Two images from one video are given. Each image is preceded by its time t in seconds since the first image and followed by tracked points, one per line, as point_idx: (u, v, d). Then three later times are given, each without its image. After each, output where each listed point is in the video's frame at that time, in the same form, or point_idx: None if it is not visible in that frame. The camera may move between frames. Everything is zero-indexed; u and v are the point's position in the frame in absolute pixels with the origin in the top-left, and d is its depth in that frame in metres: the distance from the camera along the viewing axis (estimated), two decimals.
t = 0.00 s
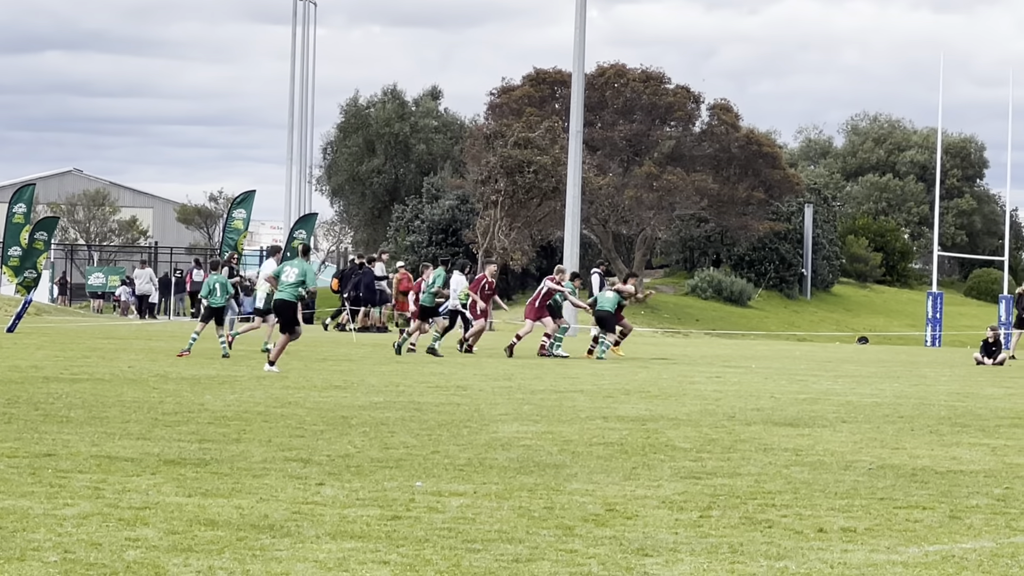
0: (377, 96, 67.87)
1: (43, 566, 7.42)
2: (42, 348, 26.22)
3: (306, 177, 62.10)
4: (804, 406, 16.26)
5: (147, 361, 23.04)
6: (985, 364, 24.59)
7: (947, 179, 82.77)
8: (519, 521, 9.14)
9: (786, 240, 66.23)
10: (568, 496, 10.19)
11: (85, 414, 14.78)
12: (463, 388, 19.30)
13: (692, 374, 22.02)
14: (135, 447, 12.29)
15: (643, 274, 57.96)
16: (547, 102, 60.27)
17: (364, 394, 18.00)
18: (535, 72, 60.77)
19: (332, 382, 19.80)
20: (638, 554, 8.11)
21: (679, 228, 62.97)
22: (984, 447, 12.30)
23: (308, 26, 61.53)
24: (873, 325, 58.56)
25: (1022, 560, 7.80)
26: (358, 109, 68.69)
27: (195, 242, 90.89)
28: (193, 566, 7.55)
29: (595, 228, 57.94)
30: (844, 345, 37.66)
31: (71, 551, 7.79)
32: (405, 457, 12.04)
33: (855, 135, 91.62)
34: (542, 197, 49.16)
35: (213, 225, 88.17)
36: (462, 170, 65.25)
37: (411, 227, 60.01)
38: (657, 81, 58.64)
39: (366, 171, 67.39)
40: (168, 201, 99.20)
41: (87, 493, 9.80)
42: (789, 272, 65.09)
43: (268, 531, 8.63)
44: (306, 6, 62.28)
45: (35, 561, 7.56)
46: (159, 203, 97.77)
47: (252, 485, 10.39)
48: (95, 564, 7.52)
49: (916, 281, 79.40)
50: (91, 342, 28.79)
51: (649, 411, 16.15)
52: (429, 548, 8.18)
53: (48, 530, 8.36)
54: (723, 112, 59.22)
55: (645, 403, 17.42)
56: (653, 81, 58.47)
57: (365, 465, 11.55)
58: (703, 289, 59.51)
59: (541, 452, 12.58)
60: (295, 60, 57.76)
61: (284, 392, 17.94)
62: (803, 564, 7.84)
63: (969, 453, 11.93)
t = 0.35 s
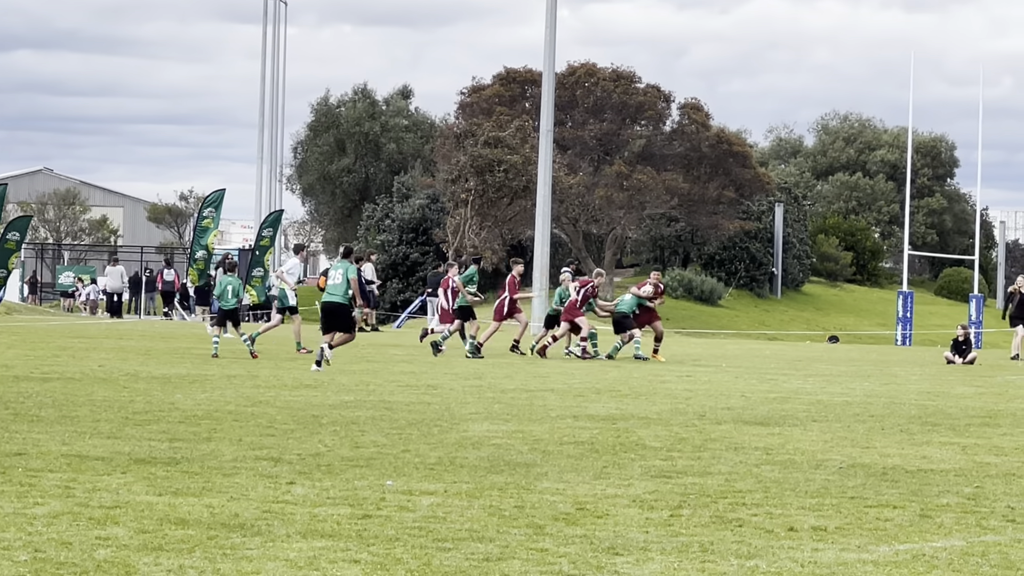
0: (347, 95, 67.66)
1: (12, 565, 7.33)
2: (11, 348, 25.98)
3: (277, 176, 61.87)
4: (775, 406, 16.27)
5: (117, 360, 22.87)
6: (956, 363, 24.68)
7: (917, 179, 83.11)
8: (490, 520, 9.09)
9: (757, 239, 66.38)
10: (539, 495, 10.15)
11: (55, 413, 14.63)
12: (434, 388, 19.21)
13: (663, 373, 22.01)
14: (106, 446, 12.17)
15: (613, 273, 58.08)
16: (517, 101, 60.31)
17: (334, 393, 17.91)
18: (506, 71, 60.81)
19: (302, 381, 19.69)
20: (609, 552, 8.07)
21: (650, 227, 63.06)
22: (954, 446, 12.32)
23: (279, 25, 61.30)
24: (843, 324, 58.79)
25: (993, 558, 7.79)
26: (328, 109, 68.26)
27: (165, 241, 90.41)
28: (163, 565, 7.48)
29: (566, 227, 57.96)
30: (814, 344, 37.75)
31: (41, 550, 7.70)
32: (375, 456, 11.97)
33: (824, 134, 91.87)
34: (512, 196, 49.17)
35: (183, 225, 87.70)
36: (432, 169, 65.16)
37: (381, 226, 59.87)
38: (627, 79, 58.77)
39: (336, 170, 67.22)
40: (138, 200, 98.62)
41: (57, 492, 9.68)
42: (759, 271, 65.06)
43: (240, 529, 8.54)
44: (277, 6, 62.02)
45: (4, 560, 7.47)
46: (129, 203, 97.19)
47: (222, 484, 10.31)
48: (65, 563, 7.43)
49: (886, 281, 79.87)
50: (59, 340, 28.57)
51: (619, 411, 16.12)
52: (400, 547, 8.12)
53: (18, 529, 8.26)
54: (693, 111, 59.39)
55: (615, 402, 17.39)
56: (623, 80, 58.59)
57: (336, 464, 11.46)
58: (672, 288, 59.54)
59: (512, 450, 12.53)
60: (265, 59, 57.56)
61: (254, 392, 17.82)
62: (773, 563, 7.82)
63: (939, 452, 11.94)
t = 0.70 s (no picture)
0: (317, 94, 67.36)
1: None
2: None
3: (246, 175, 61.57)
4: (744, 404, 16.26)
5: (86, 360, 22.66)
6: (925, 362, 24.77)
7: (886, 177, 83.50)
8: (458, 518, 9.02)
9: (726, 238, 66.57)
10: (508, 493, 10.09)
11: (23, 412, 14.48)
12: (403, 386, 19.15)
13: (633, 372, 21.99)
14: (75, 445, 12.04)
15: (583, 272, 58.17)
16: (486, 100, 60.24)
17: (304, 392, 17.79)
18: (475, 70, 60.70)
19: (272, 380, 19.57)
20: (577, 551, 8.03)
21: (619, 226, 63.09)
22: (924, 445, 12.32)
23: (248, 23, 60.94)
24: (812, 323, 59.03)
25: (962, 556, 7.77)
26: (297, 107, 67.68)
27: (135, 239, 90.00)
28: (133, 564, 7.40)
29: (535, 226, 57.95)
30: (783, 343, 37.84)
31: (10, 549, 7.60)
32: (345, 455, 11.89)
33: (794, 133, 92.15)
34: (481, 195, 49.07)
35: (152, 223, 87.28)
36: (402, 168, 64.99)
37: (351, 225, 59.63)
38: (597, 79, 58.70)
39: (305, 169, 66.98)
40: (108, 199, 98.09)
41: (25, 491, 9.56)
42: (729, 270, 65.22)
43: (209, 528, 8.45)
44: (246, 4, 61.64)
45: None
46: (98, 201, 96.65)
47: (191, 483, 10.20)
48: (34, 562, 7.35)
49: (856, 280, 80.27)
50: (29, 340, 28.35)
51: (589, 410, 16.08)
52: (369, 546, 8.05)
53: None
54: (663, 110, 59.46)
55: (584, 400, 17.32)
56: (592, 79, 58.54)
57: (305, 462, 11.37)
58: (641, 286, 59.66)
59: (481, 449, 12.47)
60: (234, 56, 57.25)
61: (224, 391, 17.68)
62: (743, 561, 7.78)
63: (908, 451, 11.95)
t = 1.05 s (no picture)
0: (286, 92, 67.09)
1: None
2: None
3: (216, 173, 61.24)
4: (714, 403, 16.26)
5: (54, 358, 22.46)
6: (895, 360, 24.85)
7: (857, 175, 83.92)
8: (429, 517, 8.95)
9: (696, 236, 66.75)
10: (478, 492, 10.04)
11: None
12: (373, 384, 19.08)
13: (603, 370, 21.98)
14: (43, 444, 11.90)
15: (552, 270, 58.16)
16: (456, 98, 60.16)
17: (273, 390, 17.67)
18: (444, 68, 60.64)
19: (242, 379, 19.44)
20: (548, 550, 7.98)
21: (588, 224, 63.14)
22: (893, 443, 12.34)
23: (218, 21, 60.66)
24: (782, 321, 59.23)
25: (932, 555, 7.75)
26: (267, 105, 67.52)
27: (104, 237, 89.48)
28: (103, 563, 7.31)
29: (505, 223, 58.00)
30: (754, 341, 37.90)
31: None
32: (315, 453, 11.79)
33: (764, 131, 92.48)
34: (451, 193, 48.94)
35: (122, 222, 86.85)
36: (372, 166, 64.85)
37: (320, 223, 59.41)
38: (566, 77, 58.74)
39: (276, 167, 66.66)
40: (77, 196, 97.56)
41: None
42: (698, 268, 65.44)
43: (178, 527, 8.35)
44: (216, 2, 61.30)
45: None
46: (68, 199, 96.08)
47: (161, 481, 10.10)
48: (2, 561, 7.26)
49: (825, 277, 80.58)
50: None
51: (559, 408, 16.05)
52: (338, 544, 7.98)
53: None
54: (632, 108, 59.56)
55: (554, 399, 17.28)
56: (562, 78, 58.57)
57: (275, 461, 11.28)
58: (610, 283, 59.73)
59: (451, 448, 12.40)
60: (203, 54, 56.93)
61: (194, 389, 17.54)
62: (712, 560, 7.75)
63: (878, 449, 11.97)
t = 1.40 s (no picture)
0: (257, 91, 66.82)
1: None
2: None
3: (187, 172, 60.93)
4: (684, 402, 16.26)
5: (23, 357, 22.25)
6: (865, 359, 24.93)
7: (827, 174, 84.28)
8: (399, 516, 8.91)
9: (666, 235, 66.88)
10: (448, 491, 9.99)
11: None
12: (343, 383, 19.01)
13: (573, 369, 21.96)
14: (11, 443, 11.77)
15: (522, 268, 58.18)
16: (427, 97, 60.07)
17: (244, 389, 17.57)
18: (415, 66, 60.52)
19: (212, 377, 19.31)
20: (518, 549, 7.94)
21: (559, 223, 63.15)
22: (864, 442, 12.37)
23: (189, 20, 60.28)
24: (752, 320, 59.38)
25: (902, 554, 7.76)
26: (238, 103, 67.23)
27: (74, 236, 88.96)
28: (72, 561, 7.24)
29: (476, 222, 57.95)
30: (723, 340, 37.99)
31: None
32: (287, 452, 11.71)
33: (734, 129, 92.75)
34: (421, 192, 48.82)
35: (93, 221, 86.39)
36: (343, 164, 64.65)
37: (291, 222, 59.16)
38: (537, 75, 58.67)
39: (246, 165, 66.30)
40: (47, 195, 97.01)
41: None
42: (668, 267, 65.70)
43: (150, 526, 8.28)
44: None
45: None
46: (38, 197, 95.49)
47: (132, 480, 10.01)
48: None
49: (796, 276, 80.90)
50: None
51: (528, 406, 16.02)
52: (310, 543, 7.92)
53: None
54: (603, 107, 59.65)
55: (525, 398, 17.25)
56: (533, 76, 58.50)
57: (246, 459, 11.21)
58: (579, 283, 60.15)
59: (422, 446, 12.36)
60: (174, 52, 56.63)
61: (164, 388, 17.41)
62: (683, 559, 7.74)
63: (848, 448, 11.99)
